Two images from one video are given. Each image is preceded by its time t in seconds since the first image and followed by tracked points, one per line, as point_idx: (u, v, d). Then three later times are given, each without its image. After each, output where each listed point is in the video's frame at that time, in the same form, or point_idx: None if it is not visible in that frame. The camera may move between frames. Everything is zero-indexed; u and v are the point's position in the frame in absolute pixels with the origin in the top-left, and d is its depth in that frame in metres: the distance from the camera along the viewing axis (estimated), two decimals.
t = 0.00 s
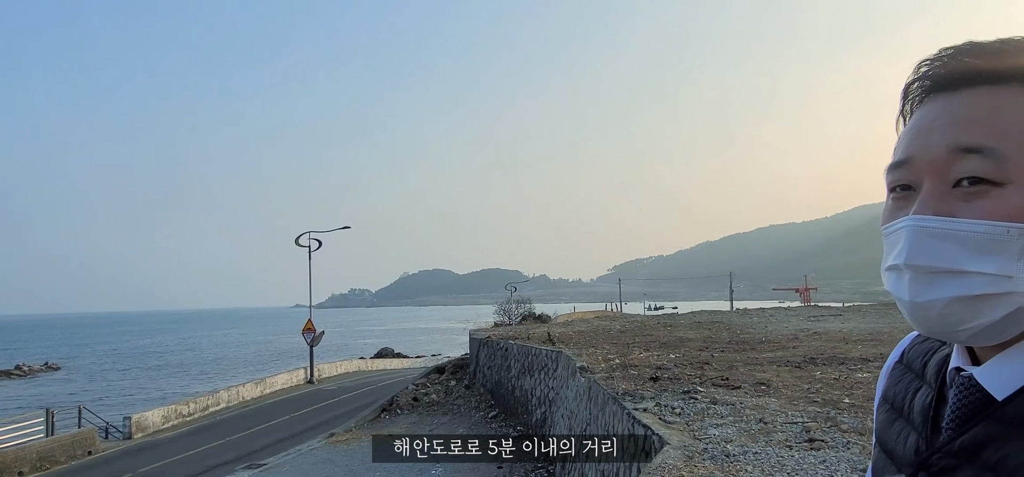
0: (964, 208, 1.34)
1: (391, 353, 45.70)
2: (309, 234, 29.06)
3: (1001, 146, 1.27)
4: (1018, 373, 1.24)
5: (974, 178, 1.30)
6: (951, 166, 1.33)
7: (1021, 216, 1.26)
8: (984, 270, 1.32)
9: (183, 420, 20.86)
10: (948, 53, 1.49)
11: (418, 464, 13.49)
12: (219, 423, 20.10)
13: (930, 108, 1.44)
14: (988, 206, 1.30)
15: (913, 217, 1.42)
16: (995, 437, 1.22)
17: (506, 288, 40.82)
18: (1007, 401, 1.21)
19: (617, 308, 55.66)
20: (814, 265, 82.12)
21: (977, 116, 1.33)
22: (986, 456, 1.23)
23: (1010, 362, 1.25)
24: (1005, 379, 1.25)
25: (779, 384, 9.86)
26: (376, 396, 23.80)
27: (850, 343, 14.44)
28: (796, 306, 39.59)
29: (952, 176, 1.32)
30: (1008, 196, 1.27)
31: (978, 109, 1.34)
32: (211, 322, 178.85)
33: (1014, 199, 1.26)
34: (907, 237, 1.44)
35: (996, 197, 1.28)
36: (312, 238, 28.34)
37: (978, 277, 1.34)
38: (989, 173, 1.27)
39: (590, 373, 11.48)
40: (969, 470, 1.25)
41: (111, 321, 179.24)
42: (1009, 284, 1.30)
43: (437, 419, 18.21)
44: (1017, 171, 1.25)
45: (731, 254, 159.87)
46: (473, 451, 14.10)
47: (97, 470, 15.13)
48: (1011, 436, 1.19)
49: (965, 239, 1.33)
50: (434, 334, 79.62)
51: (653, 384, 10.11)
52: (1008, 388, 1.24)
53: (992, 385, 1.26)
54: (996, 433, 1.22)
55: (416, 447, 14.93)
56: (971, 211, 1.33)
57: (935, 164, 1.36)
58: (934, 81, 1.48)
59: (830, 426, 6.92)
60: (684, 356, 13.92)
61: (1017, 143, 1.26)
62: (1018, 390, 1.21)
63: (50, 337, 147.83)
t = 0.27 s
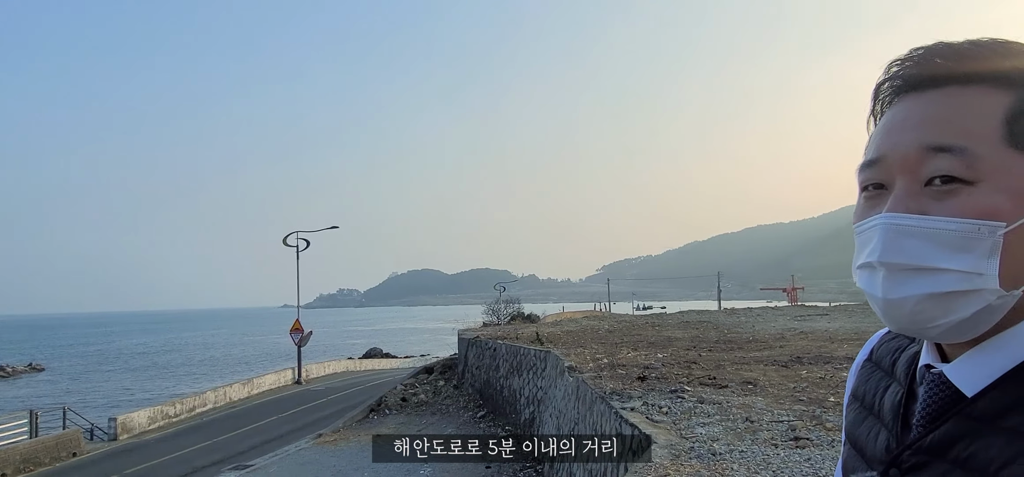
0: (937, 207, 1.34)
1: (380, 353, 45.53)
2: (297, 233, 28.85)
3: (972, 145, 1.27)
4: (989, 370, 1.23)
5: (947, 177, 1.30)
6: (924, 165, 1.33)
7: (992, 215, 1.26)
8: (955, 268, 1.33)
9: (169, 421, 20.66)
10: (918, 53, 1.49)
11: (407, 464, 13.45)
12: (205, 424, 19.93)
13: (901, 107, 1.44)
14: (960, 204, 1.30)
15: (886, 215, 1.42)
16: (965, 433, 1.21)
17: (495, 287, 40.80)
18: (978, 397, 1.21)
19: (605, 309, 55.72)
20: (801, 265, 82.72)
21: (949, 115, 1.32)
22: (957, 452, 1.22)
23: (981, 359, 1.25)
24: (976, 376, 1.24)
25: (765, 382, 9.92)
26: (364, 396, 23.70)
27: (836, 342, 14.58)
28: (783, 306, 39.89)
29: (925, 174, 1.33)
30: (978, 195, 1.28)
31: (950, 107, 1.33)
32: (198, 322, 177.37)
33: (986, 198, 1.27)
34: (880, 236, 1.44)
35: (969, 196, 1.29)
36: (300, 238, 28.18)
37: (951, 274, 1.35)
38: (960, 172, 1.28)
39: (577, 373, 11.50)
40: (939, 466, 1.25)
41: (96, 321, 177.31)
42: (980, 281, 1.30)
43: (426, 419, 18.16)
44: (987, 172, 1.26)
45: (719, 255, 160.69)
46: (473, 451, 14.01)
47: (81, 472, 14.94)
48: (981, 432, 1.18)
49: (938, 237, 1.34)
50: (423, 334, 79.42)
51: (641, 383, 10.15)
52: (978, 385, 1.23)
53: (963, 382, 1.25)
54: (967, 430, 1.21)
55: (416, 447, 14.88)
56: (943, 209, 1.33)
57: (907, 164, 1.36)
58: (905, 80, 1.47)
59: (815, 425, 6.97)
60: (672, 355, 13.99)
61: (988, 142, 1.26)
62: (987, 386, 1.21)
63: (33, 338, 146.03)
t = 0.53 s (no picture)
0: (917, 208, 1.35)
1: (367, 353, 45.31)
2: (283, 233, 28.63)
3: (952, 147, 1.28)
4: (971, 368, 1.23)
5: (928, 179, 1.31)
6: (905, 166, 1.34)
7: (972, 215, 1.28)
8: (936, 267, 1.34)
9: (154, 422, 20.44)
10: (900, 55, 1.50)
11: (394, 464, 13.41)
12: (190, 425, 19.73)
13: (883, 109, 1.44)
14: (940, 205, 1.31)
15: (868, 215, 1.44)
16: (946, 432, 1.21)
17: (482, 287, 40.73)
18: (959, 396, 1.21)
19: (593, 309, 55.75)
20: (787, 265, 83.30)
21: (929, 118, 1.33)
22: (939, 451, 1.22)
23: (964, 357, 1.25)
24: (959, 375, 1.24)
25: (751, 381, 9.99)
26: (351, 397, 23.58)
27: (821, 341, 14.72)
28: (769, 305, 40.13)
29: (905, 177, 1.34)
30: (957, 197, 1.29)
31: (930, 109, 1.34)
32: (182, 323, 175.64)
33: (965, 199, 1.28)
34: (863, 235, 1.45)
35: (948, 197, 1.30)
36: (287, 237, 28.03)
37: (931, 273, 1.36)
38: (941, 173, 1.29)
39: (565, 373, 11.52)
40: (923, 465, 1.25)
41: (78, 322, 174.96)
42: (959, 281, 1.32)
43: (413, 419, 18.11)
44: (967, 173, 1.27)
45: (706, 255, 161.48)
46: (473, 452, 13.94)
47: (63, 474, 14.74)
48: (962, 430, 1.19)
49: (918, 238, 1.36)
50: (410, 334, 79.15)
51: (628, 382, 10.19)
52: (959, 384, 1.24)
53: (944, 381, 1.26)
54: (947, 428, 1.21)
55: (416, 447, 14.78)
56: (923, 210, 1.34)
57: (887, 165, 1.37)
58: (886, 82, 1.47)
59: (800, 423, 7.03)
60: (659, 355, 14.06)
61: (968, 144, 1.27)
62: (969, 385, 1.21)
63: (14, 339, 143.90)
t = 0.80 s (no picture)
0: (900, 208, 1.36)
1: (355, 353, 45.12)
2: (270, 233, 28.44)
3: (934, 148, 1.29)
4: (955, 367, 1.24)
5: (911, 179, 1.32)
6: (888, 167, 1.35)
7: (954, 216, 1.28)
8: (918, 268, 1.35)
9: (139, 423, 20.24)
10: (887, 55, 1.50)
11: (382, 465, 13.37)
12: (177, 427, 19.57)
13: (868, 108, 1.45)
14: (922, 205, 1.32)
15: (853, 216, 1.44)
16: (929, 430, 1.22)
17: (471, 287, 40.67)
18: (943, 394, 1.22)
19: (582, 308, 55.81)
20: (774, 265, 83.83)
21: (914, 118, 1.34)
22: (922, 448, 1.23)
23: (950, 357, 1.26)
24: (945, 373, 1.25)
25: (739, 380, 10.04)
26: (339, 397, 23.48)
27: (807, 341, 14.83)
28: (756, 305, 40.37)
29: (889, 177, 1.35)
30: (939, 197, 1.30)
31: (913, 110, 1.35)
32: (168, 323, 174.01)
33: (946, 200, 1.29)
34: (847, 235, 1.46)
35: (930, 198, 1.31)
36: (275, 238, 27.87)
37: (914, 274, 1.37)
38: (923, 174, 1.30)
39: (553, 372, 11.55)
40: (907, 463, 1.26)
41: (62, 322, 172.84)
42: (942, 281, 1.32)
43: (402, 419, 18.06)
44: (949, 172, 1.28)
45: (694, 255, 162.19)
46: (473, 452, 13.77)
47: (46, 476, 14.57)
48: (946, 428, 1.20)
49: (902, 238, 1.37)
50: (399, 334, 78.91)
51: (616, 381, 10.22)
52: (943, 383, 1.25)
53: (929, 379, 1.27)
54: (931, 426, 1.22)
55: (416, 448, 14.69)
56: (906, 210, 1.35)
57: (870, 166, 1.38)
58: (872, 83, 1.48)
59: (787, 422, 7.06)
60: (647, 354, 14.10)
61: (949, 145, 1.28)
62: (953, 383, 1.22)
63: None
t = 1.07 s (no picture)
0: (892, 201, 1.35)
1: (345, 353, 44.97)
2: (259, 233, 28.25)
3: (926, 141, 1.28)
4: (951, 361, 1.23)
5: (902, 172, 1.31)
6: (881, 160, 1.34)
7: (945, 207, 1.28)
8: (911, 260, 1.34)
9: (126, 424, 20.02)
10: (881, 48, 1.49)
11: (372, 465, 13.30)
12: (165, 427, 19.38)
13: (862, 101, 1.44)
14: (915, 198, 1.31)
15: (845, 209, 1.44)
16: (925, 424, 1.22)
17: (461, 286, 40.60)
18: (938, 387, 1.21)
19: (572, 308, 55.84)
20: (763, 265, 84.27)
21: (907, 112, 1.33)
22: (918, 443, 1.22)
23: (944, 350, 1.25)
24: (940, 366, 1.24)
25: (729, 379, 10.07)
26: (328, 397, 23.35)
27: (796, 340, 14.91)
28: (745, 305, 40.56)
29: (881, 169, 1.34)
30: (931, 191, 1.29)
31: (907, 103, 1.34)
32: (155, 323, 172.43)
33: (939, 192, 1.28)
34: (840, 228, 1.46)
35: (922, 191, 1.30)
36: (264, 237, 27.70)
37: (906, 266, 1.36)
38: (913, 167, 1.29)
39: (544, 371, 11.54)
40: (901, 457, 1.25)
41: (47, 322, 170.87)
42: (935, 274, 1.32)
43: (392, 419, 18.00)
44: (939, 165, 1.27)
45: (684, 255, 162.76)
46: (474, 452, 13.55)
47: None
48: (939, 421, 1.19)
49: (895, 230, 1.36)
50: (389, 334, 78.71)
51: (606, 381, 10.22)
52: (939, 376, 1.24)
53: (924, 372, 1.27)
54: (926, 420, 1.22)
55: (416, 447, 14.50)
56: (899, 203, 1.34)
57: (863, 159, 1.37)
58: (867, 74, 1.46)
59: (776, 420, 7.09)
60: (637, 353, 14.13)
61: (942, 138, 1.27)
62: (949, 376, 1.21)
63: None
